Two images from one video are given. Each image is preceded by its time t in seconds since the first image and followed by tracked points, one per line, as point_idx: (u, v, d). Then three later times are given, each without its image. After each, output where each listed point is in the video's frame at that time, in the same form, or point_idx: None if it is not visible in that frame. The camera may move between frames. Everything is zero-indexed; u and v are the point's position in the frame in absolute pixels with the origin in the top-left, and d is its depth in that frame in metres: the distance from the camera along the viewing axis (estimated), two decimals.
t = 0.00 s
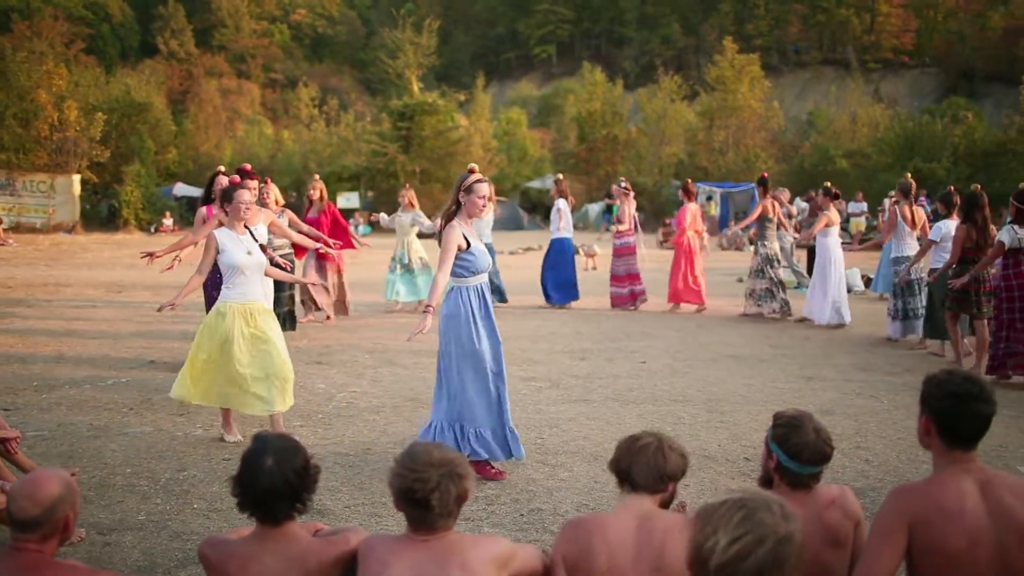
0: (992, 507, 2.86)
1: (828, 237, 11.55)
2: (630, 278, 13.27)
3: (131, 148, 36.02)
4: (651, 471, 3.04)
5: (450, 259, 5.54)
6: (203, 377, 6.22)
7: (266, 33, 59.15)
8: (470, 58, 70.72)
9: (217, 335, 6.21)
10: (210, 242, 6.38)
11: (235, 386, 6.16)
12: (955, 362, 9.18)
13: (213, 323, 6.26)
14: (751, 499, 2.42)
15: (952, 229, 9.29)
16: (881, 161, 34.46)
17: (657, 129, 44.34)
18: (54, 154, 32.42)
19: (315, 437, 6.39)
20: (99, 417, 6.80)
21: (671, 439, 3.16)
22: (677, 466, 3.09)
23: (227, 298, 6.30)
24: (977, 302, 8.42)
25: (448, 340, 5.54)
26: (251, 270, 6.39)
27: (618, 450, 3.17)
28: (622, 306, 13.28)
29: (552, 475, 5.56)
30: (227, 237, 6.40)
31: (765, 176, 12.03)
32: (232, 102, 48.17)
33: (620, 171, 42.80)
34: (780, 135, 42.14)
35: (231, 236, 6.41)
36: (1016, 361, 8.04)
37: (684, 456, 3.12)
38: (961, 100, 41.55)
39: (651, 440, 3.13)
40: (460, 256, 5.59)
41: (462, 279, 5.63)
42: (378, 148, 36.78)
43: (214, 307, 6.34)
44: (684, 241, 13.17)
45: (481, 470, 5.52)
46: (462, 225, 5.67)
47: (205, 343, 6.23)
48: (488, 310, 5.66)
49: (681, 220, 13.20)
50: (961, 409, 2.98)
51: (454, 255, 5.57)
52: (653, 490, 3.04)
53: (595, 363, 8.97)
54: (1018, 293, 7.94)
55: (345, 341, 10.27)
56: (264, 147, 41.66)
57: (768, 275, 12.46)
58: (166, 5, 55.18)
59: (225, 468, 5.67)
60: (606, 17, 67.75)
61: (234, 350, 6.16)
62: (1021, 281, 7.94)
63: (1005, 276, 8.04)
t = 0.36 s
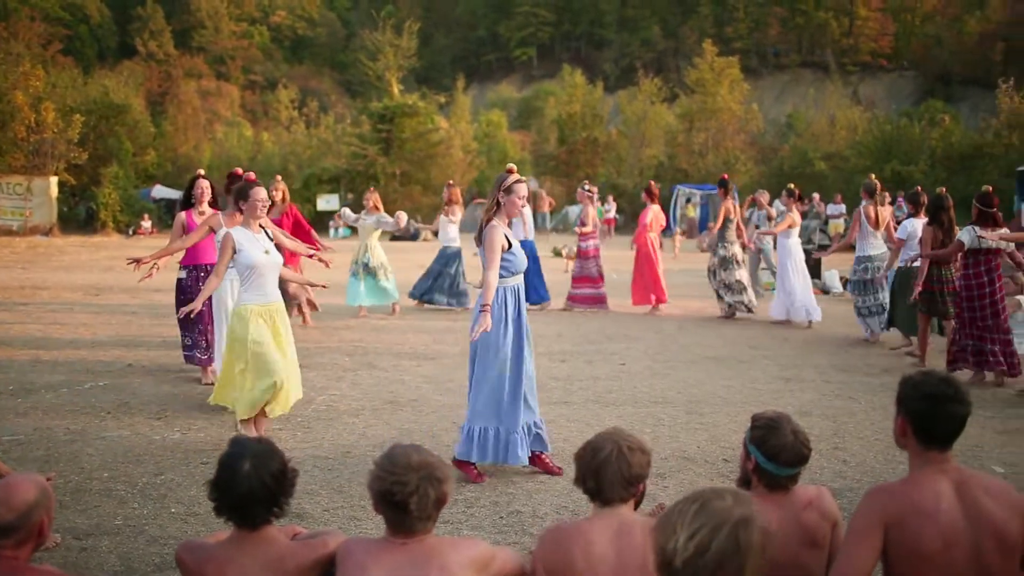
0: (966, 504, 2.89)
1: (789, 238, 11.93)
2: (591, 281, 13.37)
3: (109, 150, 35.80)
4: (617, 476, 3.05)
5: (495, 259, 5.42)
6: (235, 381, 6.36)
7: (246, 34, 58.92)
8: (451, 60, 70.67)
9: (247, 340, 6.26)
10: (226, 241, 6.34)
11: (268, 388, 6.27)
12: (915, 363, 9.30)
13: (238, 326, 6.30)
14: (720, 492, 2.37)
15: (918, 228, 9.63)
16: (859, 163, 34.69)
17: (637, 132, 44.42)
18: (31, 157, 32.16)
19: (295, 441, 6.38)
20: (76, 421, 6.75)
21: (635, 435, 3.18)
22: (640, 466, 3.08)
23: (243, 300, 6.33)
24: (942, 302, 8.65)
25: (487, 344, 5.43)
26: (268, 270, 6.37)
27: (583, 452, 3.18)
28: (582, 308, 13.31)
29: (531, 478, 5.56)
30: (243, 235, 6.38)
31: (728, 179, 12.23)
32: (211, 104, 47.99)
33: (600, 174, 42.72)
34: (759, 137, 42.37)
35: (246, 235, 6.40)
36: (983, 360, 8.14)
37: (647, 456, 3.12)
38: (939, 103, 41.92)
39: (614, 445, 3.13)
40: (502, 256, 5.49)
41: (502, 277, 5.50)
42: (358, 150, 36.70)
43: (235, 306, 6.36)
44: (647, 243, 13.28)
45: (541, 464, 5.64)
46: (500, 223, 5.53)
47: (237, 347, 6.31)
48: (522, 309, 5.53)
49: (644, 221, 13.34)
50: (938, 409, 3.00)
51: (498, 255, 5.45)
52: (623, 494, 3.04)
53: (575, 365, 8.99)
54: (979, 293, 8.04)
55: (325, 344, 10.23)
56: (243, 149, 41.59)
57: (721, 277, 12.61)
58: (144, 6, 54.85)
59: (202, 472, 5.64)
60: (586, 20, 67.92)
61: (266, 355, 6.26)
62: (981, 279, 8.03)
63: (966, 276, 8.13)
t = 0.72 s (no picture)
0: (930, 507, 2.91)
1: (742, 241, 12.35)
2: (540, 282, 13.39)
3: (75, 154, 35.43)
4: (583, 482, 2.94)
5: (519, 265, 5.57)
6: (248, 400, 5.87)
7: (214, 38, 58.58)
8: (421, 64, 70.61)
9: (264, 355, 5.79)
10: (238, 250, 5.90)
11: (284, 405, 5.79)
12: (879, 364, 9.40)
13: (252, 337, 5.84)
14: (679, 493, 2.32)
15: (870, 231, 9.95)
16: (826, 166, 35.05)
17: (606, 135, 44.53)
18: None
19: (264, 447, 6.34)
20: (40, 430, 6.66)
21: (612, 444, 3.05)
22: (608, 474, 2.96)
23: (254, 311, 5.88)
24: (891, 301, 8.98)
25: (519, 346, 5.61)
26: (281, 280, 5.96)
27: (554, 458, 3.04)
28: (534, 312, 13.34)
29: (500, 483, 5.56)
30: (254, 244, 5.94)
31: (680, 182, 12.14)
32: (179, 108, 47.67)
33: (569, 178, 42.69)
34: (727, 141, 42.71)
35: (257, 243, 5.96)
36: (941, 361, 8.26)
37: (619, 465, 3.00)
38: (905, 107, 42.44)
39: (588, 453, 2.99)
40: (528, 260, 5.63)
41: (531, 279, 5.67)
42: (327, 154, 36.55)
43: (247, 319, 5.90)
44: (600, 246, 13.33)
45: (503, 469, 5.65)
46: (527, 228, 5.64)
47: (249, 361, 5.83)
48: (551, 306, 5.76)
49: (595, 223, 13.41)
50: (903, 411, 3.03)
51: (523, 258, 5.61)
52: (606, 504, 2.96)
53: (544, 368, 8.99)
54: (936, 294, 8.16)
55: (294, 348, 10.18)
56: (211, 153, 41.41)
57: (672, 278, 12.82)
58: (110, 10, 54.36)
59: (168, 480, 5.59)
60: (557, 24, 68.11)
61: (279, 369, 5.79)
62: (938, 282, 8.16)
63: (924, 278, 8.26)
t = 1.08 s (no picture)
0: (888, 511, 2.94)
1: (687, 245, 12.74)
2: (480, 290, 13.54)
3: (35, 161, 35.01)
4: (553, 496, 2.92)
5: (548, 272, 5.73)
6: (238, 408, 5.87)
7: (177, 44, 58.16)
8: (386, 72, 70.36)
9: (268, 364, 5.76)
10: (250, 257, 5.95)
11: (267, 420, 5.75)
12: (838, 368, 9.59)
13: (256, 347, 5.84)
14: (640, 501, 2.34)
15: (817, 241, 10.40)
16: (789, 173, 35.42)
17: (572, 143, 44.62)
18: None
19: (226, 457, 6.28)
20: None
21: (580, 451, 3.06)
22: (581, 485, 2.95)
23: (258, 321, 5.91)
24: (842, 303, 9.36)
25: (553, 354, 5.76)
26: (291, 290, 6.03)
27: (523, 468, 3.02)
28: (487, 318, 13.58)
29: (465, 490, 5.55)
30: (265, 251, 6.01)
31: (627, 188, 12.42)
32: (141, 115, 47.18)
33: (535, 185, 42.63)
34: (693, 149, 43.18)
35: (268, 251, 6.02)
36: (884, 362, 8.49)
37: (590, 474, 2.99)
38: (867, 116, 43.00)
39: (560, 466, 2.96)
40: (553, 266, 5.79)
41: (556, 284, 5.81)
42: (292, 161, 36.29)
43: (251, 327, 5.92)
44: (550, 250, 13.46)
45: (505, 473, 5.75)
46: (545, 234, 5.83)
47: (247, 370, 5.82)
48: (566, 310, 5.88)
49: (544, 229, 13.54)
50: (861, 415, 3.07)
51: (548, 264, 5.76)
52: (578, 515, 2.95)
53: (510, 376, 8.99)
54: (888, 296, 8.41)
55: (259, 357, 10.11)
56: (176, 161, 41.17)
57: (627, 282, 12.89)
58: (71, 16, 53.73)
59: (128, 491, 5.52)
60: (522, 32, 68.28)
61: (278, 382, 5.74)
62: (893, 287, 8.41)
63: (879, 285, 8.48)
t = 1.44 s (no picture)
0: (859, 513, 2.96)
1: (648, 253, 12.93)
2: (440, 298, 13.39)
3: (5, 168, 34.62)
4: (534, 506, 2.91)
5: (579, 273, 5.77)
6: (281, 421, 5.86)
7: (150, 50, 57.81)
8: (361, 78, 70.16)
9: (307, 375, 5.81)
10: (281, 266, 5.88)
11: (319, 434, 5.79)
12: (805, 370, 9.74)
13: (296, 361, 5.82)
14: (611, 510, 2.34)
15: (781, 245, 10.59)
16: (764, 179, 35.72)
17: (547, 148, 44.45)
18: None
19: (199, 466, 6.23)
20: None
21: (566, 465, 3.05)
22: (560, 496, 2.95)
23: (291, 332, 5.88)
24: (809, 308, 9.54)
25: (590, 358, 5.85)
26: (321, 297, 5.99)
27: (503, 482, 3.00)
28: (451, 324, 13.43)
29: (440, 497, 5.54)
30: (295, 261, 5.96)
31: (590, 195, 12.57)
32: (113, 122, 46.80)
33: (511, 190, 42.36)
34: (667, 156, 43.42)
35: (298, 260, 5.98)
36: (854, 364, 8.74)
37: (569, 484, 2.99)
38: (839, 121, 43.40)
39: (540, 475, 2.96)
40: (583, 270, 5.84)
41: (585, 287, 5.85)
42: (266, 168, 36.11)
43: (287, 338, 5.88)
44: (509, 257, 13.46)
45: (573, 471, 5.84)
46: (572, 239, 5.86)
47: (295, 382, 5.82)
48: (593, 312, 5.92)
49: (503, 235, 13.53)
50: (831, 422, 3.08)
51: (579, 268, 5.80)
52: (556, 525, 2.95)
53: (486, 383, 8.97)
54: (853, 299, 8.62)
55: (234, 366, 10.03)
56: (149, 167, 40.85)
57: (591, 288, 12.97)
58: (42, 21, 53.20)
59: (99, 502, 5.48)
60: (497, 38, 68.38)
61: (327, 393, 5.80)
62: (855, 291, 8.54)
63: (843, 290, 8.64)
